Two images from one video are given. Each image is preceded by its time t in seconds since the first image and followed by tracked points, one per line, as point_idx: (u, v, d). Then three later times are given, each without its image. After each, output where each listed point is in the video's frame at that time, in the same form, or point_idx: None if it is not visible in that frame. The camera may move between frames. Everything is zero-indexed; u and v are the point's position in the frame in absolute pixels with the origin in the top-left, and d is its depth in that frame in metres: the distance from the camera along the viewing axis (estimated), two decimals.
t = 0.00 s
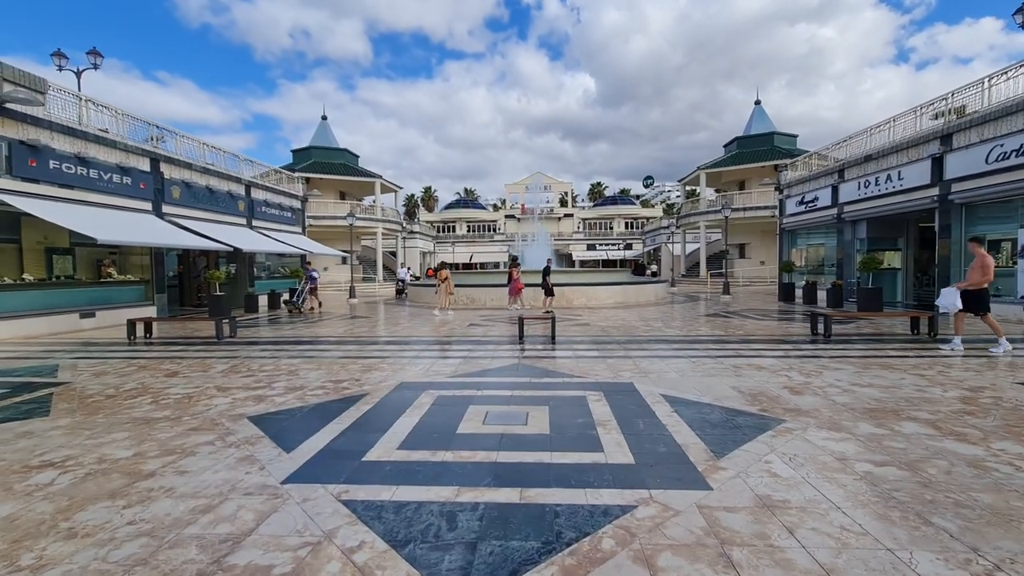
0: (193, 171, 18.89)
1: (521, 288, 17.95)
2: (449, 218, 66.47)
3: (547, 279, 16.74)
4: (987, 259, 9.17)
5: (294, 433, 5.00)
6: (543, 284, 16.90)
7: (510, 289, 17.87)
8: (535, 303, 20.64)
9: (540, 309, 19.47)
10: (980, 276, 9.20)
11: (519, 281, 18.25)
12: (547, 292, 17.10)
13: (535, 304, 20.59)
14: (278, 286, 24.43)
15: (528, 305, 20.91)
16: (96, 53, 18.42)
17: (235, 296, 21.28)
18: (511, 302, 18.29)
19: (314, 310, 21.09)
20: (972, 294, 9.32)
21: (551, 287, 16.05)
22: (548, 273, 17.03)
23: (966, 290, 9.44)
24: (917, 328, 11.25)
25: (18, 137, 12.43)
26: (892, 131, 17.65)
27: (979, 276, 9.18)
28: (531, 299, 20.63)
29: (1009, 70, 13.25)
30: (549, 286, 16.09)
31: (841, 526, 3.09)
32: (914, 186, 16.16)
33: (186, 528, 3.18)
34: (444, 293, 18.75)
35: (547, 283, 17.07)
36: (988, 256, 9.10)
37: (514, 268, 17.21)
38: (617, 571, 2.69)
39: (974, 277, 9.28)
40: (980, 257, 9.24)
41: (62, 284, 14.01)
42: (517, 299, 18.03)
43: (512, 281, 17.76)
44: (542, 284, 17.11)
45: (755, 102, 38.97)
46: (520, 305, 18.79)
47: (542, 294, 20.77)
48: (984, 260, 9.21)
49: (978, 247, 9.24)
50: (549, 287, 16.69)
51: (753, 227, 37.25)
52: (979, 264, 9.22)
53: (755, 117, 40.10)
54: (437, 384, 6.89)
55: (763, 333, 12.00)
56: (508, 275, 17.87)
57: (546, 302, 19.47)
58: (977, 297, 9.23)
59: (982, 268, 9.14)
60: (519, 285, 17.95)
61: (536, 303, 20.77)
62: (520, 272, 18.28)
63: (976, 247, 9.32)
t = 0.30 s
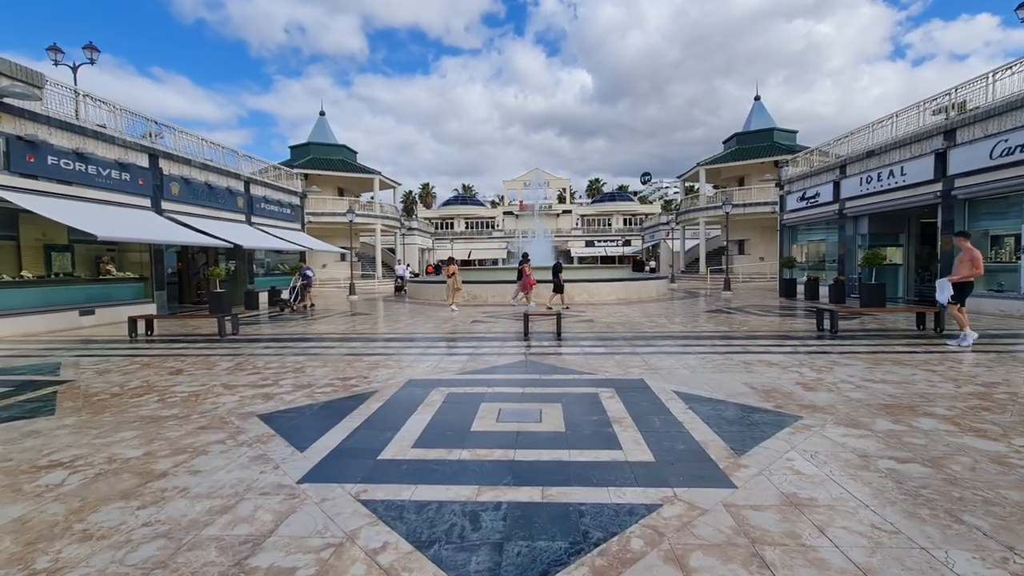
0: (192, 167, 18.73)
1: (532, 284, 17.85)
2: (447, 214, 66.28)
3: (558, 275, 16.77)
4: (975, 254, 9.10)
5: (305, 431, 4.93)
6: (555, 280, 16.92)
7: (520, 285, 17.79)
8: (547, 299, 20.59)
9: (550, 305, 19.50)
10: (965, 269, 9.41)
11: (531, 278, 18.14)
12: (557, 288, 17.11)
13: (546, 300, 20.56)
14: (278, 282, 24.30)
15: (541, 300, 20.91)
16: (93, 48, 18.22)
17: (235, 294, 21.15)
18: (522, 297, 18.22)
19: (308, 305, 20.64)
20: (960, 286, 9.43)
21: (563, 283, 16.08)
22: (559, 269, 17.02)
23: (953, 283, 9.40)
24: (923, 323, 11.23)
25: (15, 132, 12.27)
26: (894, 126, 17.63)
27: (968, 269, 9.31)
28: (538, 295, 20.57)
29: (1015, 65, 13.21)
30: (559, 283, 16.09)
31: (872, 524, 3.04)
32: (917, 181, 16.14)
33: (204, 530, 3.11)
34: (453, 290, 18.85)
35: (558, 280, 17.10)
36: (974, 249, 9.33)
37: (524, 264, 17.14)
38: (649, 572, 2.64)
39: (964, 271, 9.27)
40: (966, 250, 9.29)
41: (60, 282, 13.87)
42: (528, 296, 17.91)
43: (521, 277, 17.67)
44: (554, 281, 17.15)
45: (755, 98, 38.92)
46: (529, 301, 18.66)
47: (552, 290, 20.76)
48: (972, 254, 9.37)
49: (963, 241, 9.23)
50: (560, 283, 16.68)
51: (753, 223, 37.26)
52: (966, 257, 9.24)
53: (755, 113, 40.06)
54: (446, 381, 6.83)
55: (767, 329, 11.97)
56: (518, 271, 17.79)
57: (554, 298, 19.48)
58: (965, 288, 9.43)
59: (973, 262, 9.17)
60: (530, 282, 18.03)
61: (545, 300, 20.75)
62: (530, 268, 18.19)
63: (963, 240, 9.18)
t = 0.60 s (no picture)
0: (188, 162, 18.53)
1: (540, 280, 17.81)
2: (444, 211, 66.04)
3: (564, 272, 16.76)
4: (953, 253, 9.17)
5: (308, 428, 4.83)
6: (562, 277, 16.89)
7: (529, 281, 17.72)
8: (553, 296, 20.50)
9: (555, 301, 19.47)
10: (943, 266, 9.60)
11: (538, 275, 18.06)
12: (562, 284, 17.07)
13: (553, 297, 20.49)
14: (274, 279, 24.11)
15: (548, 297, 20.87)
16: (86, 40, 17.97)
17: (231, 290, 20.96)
18: (530, 294, 18.22)
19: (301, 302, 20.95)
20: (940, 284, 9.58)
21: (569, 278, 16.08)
22: (565, 265, 17.01)
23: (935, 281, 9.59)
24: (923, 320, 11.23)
25: (7, 125, 12.08)
26: (893, 123, 17.62)
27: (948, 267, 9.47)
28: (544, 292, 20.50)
29: (1015, 62, 13.21)
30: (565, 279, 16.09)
31: (892, 522, 2.99)
32: (916, 178, 16.15)
33: (209, 529, 3.02)
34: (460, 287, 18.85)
35: (564, 276, 17.09)
36: (953, 246, 9.40)
37: (532, 261, 17.09)
38: (669, 572, 2.57)
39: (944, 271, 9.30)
40: (947, 249, 9.34)
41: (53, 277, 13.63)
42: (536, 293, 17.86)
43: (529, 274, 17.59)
44: (560, 278, 17.13)
45: (752, 95, 38.92)
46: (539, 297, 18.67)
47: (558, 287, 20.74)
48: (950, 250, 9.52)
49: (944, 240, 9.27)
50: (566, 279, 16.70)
51: (750, 221, 37.32)
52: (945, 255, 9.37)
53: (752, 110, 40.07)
54: (449, 378, 6.75)
55: (768, 326, 11.94)
56: (526, 268, 17.73)
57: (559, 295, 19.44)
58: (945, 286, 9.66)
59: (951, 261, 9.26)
60: (537, 279, 18.04)
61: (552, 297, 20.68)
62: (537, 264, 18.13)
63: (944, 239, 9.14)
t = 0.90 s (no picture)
0: (172, 158, 18.22)
1: (537, 280, 17.86)
2: (431, 210, 65.74)
3: (560, 271, 16.78)
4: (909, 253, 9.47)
5: (301, 427, 4.81)
6: (558, 277, 16.94)
7: (526, 280, 17.71)
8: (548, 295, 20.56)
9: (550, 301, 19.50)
10: (900, 266, 10.03)
11: (535, 274, 18.02)
12: (557, 284, 17.13)
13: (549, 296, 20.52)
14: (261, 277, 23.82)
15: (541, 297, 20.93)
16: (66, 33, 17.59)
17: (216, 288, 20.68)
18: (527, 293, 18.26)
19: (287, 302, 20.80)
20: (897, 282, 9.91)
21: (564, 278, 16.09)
22: (560, 265, 17.04)
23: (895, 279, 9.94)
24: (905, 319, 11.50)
25: None
26: (875, 127, 18.00)
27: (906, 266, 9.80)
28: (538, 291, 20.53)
29: (993, 68, 13.57)
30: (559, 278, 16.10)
31: (881, 513, 3.08)
32: (897, 181, 16.52)
33: (207, 527, 3.00)
34: (456, 285, 18.84)
35: (559, 276, 17.13)
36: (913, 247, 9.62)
37: (529, 260, 17.13)
38: (668, 563, 2.62)
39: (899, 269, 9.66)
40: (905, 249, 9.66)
41: (32, 275, 13.31)
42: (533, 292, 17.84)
43: (527, 273, 17.60)
44: (556, 278, 17.21)
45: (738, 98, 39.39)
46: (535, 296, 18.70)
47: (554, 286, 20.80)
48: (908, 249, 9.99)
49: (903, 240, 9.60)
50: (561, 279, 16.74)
51: (735, 222, 37.79)
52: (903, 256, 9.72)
53: (738, 113, 40.56)
54: (442, 376, 6.75)
55: (754, 325, 12.12)
56: (524, 267, 17.77)
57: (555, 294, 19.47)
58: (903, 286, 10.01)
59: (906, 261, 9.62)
60: (536, 279, 18.05)
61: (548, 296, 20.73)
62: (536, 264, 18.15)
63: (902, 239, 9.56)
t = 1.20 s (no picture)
0: (163, 155, 18.13)
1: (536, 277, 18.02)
2: (423, 209, 65.61)
3: (558, 268, 16.92)
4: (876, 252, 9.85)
5: (304, 421, 4.90)
6: (556, 274, 17.06)
7: (527, 278, 17.78)
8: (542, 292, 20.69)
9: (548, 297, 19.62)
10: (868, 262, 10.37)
11: (536, 272, 18.16)
12: (556, 281, 17.26)
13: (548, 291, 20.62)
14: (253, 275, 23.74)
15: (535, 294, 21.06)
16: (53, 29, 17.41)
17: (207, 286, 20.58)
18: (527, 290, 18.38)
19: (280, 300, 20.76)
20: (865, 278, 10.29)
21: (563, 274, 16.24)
22: (558, 262, 17.17)
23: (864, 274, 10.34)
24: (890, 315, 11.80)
25: None
26: (862, 127, 18.33)
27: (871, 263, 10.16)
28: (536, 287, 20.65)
29: (975, 70, 13.90)
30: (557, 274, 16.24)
31: (865, 496, 3.25)
32: (882, 180, 16.86)
33: (220, 516, 3.09)
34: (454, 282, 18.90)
35: (558, 272, 17.26)
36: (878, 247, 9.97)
37: (530, 257, 17.27)
38: (666, 543, 2.77)
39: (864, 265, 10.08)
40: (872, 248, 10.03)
41: (22, 274, 13.18)
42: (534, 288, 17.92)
43: (527, 270, 17.69)
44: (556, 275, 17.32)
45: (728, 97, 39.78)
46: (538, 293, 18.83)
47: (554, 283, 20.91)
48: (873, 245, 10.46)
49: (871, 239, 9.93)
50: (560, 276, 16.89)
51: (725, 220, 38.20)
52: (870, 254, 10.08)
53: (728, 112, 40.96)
54: (440, 372, 6.86)
55: (744, 322, 12.36)
56: (525, 264, 17.90)
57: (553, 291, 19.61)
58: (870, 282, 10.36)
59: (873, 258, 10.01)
60: (535, 276, 18.22)
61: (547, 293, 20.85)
62: (535, 262, 18.29)
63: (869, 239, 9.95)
